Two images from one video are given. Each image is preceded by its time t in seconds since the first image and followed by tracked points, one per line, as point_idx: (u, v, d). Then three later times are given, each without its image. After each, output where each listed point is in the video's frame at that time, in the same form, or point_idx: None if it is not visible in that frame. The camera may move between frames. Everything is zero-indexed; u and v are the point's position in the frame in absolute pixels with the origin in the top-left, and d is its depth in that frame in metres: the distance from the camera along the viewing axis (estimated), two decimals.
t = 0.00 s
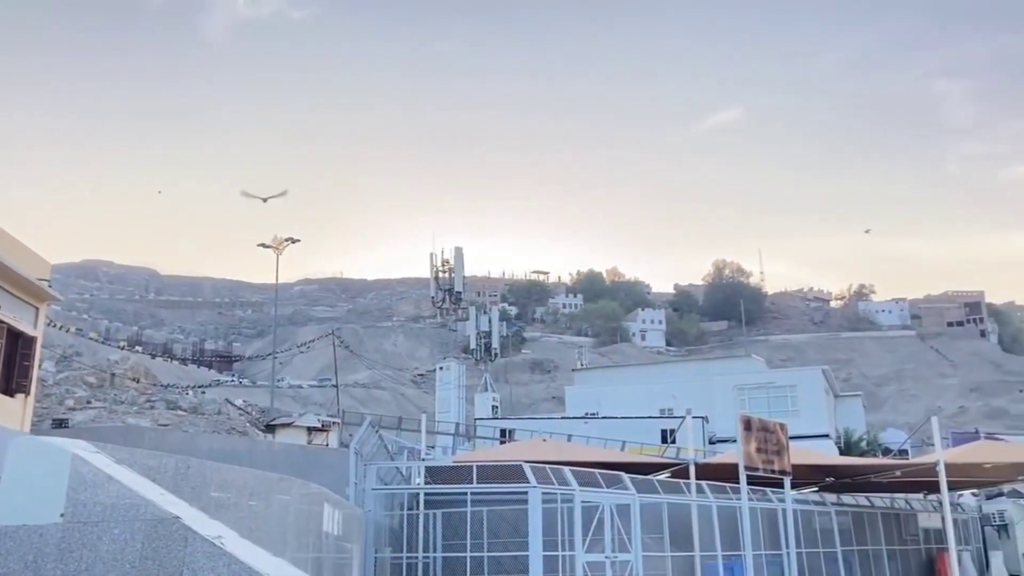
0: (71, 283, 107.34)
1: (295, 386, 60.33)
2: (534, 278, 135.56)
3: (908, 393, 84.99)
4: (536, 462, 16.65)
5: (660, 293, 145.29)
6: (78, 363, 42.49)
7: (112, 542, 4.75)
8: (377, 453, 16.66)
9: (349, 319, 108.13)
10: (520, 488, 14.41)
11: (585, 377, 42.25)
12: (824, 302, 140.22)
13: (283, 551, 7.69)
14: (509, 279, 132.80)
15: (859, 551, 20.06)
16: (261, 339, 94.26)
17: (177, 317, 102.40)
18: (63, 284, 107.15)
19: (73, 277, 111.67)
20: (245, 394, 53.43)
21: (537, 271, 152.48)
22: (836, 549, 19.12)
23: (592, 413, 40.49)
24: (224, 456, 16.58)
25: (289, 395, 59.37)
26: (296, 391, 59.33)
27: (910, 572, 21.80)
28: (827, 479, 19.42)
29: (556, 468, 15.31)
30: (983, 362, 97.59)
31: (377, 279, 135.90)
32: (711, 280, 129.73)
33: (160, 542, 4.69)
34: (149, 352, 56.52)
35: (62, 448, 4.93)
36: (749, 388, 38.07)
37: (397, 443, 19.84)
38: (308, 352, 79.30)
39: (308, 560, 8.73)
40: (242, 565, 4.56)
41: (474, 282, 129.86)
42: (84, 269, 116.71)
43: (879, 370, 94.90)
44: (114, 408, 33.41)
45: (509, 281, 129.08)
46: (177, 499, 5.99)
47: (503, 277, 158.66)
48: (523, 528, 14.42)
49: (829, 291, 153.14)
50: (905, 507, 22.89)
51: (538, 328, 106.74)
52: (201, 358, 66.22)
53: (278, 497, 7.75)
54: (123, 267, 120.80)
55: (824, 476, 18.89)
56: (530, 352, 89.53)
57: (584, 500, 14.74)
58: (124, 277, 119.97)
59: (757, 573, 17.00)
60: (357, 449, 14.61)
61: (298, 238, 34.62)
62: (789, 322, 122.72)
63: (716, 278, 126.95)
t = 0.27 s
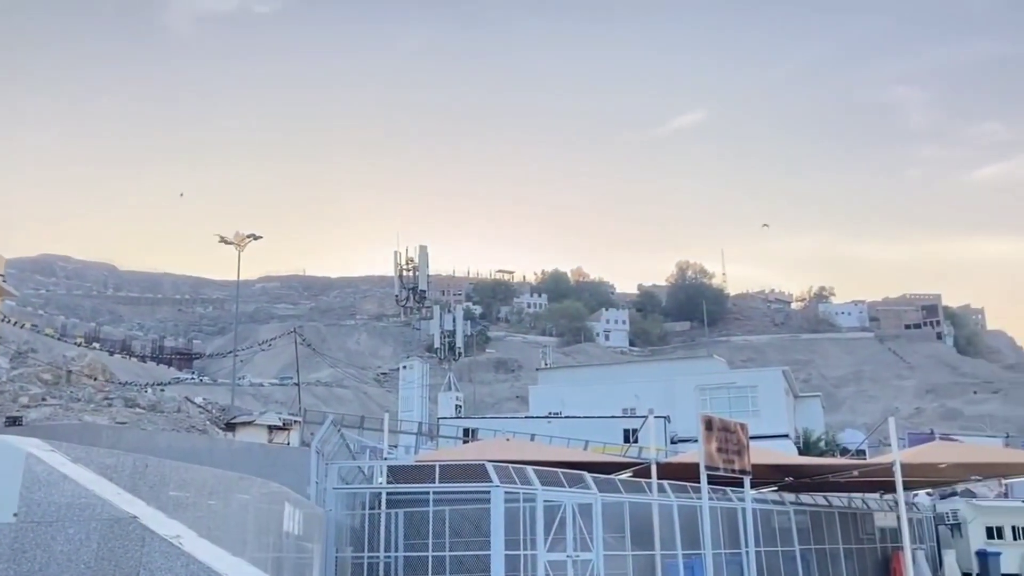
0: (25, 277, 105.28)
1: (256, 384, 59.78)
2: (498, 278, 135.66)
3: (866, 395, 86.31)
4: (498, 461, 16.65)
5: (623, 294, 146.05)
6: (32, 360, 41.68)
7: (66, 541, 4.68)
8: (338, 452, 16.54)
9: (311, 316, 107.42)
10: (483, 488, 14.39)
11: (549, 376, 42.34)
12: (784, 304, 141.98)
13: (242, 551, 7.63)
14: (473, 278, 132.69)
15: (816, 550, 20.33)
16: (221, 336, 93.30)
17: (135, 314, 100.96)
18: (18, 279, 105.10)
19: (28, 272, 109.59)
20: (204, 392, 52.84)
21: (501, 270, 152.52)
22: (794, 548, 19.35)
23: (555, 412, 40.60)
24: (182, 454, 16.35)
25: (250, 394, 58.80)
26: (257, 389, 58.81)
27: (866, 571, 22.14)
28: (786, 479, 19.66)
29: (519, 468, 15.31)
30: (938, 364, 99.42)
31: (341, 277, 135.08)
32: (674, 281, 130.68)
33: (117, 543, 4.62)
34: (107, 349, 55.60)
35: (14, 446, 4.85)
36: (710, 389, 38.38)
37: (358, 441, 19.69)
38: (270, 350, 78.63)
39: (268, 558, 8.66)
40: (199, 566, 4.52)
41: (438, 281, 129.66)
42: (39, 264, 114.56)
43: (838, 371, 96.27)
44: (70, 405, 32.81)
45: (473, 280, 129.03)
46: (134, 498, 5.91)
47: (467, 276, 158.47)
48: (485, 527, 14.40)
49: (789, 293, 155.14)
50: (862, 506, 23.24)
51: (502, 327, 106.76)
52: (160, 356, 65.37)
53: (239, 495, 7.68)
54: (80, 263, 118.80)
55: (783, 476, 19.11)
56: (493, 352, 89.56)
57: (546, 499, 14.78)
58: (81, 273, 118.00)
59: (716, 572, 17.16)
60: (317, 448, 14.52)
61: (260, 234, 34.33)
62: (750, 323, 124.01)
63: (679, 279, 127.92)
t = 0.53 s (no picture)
0: None
1: (218, 383, 59.14)
2: (464, 277, 135.52)
3: (827, 395, 87.46)
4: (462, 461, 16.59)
5: (589, 294, 146.58)
6: None
7: (20, 542, 4.59)
8: (301, 451, 16.41)
9: (275, 314, 106.55)
10: (446, 488, 14.36)
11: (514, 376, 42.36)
12: (748, 305, 143.41)
13: (201, 550, 7.54)
14: (438, 277, 132.41)
15: (777, 550, 20.56)
16: (183, 334, 92.19)
17: (94, 310, 99.43)
18: None
19: None
20: (165, 390, 52.19)
21: (467, 269, 152.33)
22: (755, 547, 19.55)
23: (520, 412, 40.63)
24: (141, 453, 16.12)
25: (212, 392, 58.22)
26: (219, 387, 58.21)
27: (825, 569, 22.43)
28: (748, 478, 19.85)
29: (483, 467, 15.29)
30: (897, 366, 100.99)
31: (305, 275, 134.09)
32: (639, 281, 131.42)
33: (72, 542, 4.54)
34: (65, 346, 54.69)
35: None
36: (674, 389, 38.64)
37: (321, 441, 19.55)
38: (232, 348, 77.86)
39: (229, 558, 8.57)
40: (155, 565, 4.46)
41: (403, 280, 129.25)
42: None
43: (799, 372, 97.46)
44: (27, 403, 32.22)
45: (439, 280, 128.82)
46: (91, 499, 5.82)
47: (433, 275, 158.04)
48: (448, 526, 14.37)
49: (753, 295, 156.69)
50: (822, 506, 23.53)
51: (467, 327, 106.65)
52: (121, 353, 64.51)
53: (198, 495, 7.59)
54: (39, 258, 116.76)
55: (745, 476, 19.30)
56: (458, 351, 89.42)
57: (510, 499, 14.78)
58: (39, 268, 115.98)
59: (678, 571, 17.29)
60: (280, 447, 14.40)
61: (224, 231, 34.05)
62: (713, 324, 125.10)
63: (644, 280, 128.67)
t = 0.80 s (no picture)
0: None
1: (179, 381, 58.44)
2: (430, 276, 135.21)
3: (788, 396, 88.48)
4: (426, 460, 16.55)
5: (554, 294, 146.91)
6: None
7: None
8: (263, 451, 16.28)
9: (238, 312, 105.51)
10: (410, 488, 14.31)
11: (479, 376, 42.34)
12: (712, 307, 144.65)
13: (160, 550, 7.45)
14: (404, 276, 131.95)
15: (738, 549, 20.76)
16: (144, 331, 90.97)
17: (53, 307, 97.75)
18: None
19: None
20: (125, 388, 51.47)
21: (432, 269, 151.97)
22: (716, 547, 19.73)
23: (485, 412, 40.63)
24: (100, 453, 15.88)
25: (174, 390, 57.55)
26: (180, 385, 57.53)
27: (785, 569, 22.69)
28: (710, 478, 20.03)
29: (446, 467, 15.28)
30: (857, 367, 102.42)
31: (269, 273, 132.91)
32: (604, 282, 132.01)
33: (27, 544, 4.47)
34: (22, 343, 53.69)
35: None
36: (638, 390, 38.85)
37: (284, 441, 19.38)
38: (194, 346, 76.99)
39: (189, 558, 8.47)
40: (113, 564, 4.42)
41: (369, 279, 128.67)
42: None
43: (762, 372, 98.47)
44: None
45: (405, 279, 128.43)
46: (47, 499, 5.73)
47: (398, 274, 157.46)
48: (412, 526, 14.34)
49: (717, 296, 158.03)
50: (782, 505, 23.79)
51: (433, 327, 106.42)
52: (80, 351, 63.52)
53: (157, 495, 7.49)
54: None
55: (707, 476, 19.47)
56: (424, 351, 89.16)
57: (473, 499, 14.79)
58: None
59: (640, 571, 17.40)
60: (242, 446, 14.28)
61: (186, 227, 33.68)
62: (677, 325, 126.00)
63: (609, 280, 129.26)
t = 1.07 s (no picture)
0: None
1: (140, 379, 57.67)
2: (396, 275, 134.70)
3: (750, 397, 89.35)
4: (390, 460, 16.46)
5: (520, 295, 147.07)
6: None
7: None
8: (225, 451, 16.10)
9: (201, 310, 104.35)
10: (373, 488, 14.23)
11: (444, 376, 42.24)
12: (676, 308, 145.64)
13: (117, 552, 7.32)
14: (369, 275, 131.33)
15: (699, 548, 20.91)
16: (104, 328, 89.64)
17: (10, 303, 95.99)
18: None
19: None
20: (84, 386, 50.65)
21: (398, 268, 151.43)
22: (678, 546, 19.86)
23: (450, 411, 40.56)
24: (57, 452, 15.59)
25: (134, 388, 56.82)
26: (141, 384, 56.79)
27: (746, 568, 22.90)
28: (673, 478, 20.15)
29: (411, 467, 15.21)
30: (819, 369, 103.66)
31: (233, 270, 131.59)
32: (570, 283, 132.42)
33: None
34: None
35: None
36: (603, 390, 38.98)
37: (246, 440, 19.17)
38: (155, 345, 76.00)
39: (147, 559, 8.35)
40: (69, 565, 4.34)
41: (334, 277, 127.92)
42: None
43: (725, 373, 99.32)
44: None
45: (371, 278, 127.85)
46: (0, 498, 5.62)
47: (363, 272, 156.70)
48: (375, 526, 14.27)
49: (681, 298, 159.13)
50: (744, 505, 24.01)
51: (398, 326, 106.06)
52: (38, 348, 62.45)
53: (114, 495, 7.36)
54: None
55: (670, 476, 19.58)
56: (389, 350, 88.77)
57: (437, 499, 14.74)
58: None
59: (603, 570, 17.47)
60: (203, 446, 14.12)
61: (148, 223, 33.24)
62: (642, 326, 126.73)
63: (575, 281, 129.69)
